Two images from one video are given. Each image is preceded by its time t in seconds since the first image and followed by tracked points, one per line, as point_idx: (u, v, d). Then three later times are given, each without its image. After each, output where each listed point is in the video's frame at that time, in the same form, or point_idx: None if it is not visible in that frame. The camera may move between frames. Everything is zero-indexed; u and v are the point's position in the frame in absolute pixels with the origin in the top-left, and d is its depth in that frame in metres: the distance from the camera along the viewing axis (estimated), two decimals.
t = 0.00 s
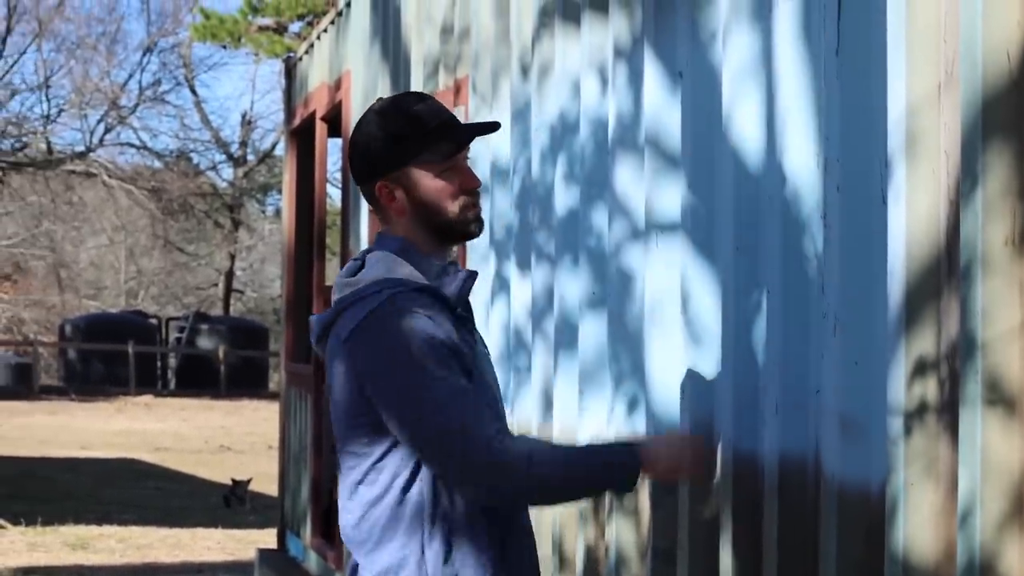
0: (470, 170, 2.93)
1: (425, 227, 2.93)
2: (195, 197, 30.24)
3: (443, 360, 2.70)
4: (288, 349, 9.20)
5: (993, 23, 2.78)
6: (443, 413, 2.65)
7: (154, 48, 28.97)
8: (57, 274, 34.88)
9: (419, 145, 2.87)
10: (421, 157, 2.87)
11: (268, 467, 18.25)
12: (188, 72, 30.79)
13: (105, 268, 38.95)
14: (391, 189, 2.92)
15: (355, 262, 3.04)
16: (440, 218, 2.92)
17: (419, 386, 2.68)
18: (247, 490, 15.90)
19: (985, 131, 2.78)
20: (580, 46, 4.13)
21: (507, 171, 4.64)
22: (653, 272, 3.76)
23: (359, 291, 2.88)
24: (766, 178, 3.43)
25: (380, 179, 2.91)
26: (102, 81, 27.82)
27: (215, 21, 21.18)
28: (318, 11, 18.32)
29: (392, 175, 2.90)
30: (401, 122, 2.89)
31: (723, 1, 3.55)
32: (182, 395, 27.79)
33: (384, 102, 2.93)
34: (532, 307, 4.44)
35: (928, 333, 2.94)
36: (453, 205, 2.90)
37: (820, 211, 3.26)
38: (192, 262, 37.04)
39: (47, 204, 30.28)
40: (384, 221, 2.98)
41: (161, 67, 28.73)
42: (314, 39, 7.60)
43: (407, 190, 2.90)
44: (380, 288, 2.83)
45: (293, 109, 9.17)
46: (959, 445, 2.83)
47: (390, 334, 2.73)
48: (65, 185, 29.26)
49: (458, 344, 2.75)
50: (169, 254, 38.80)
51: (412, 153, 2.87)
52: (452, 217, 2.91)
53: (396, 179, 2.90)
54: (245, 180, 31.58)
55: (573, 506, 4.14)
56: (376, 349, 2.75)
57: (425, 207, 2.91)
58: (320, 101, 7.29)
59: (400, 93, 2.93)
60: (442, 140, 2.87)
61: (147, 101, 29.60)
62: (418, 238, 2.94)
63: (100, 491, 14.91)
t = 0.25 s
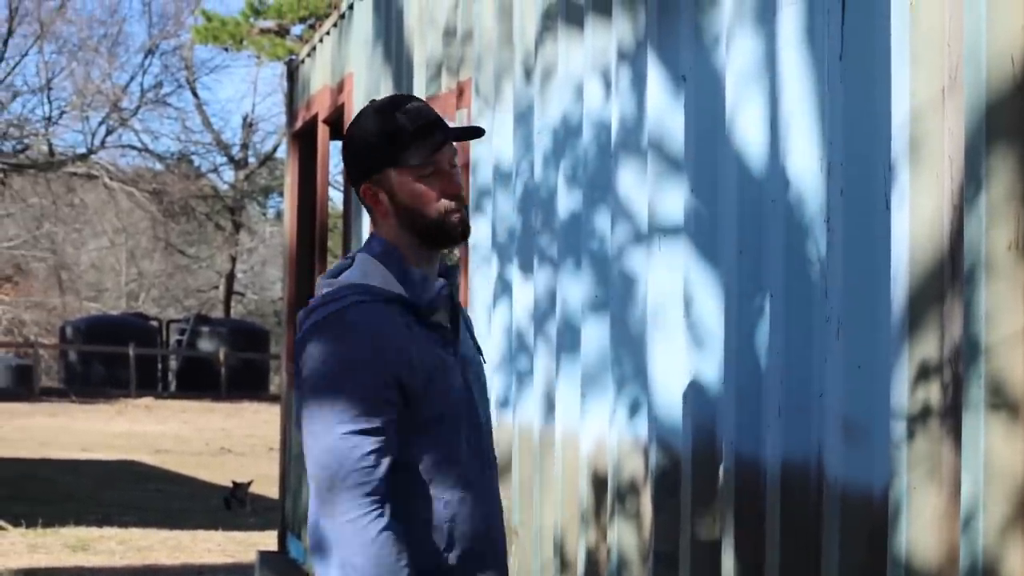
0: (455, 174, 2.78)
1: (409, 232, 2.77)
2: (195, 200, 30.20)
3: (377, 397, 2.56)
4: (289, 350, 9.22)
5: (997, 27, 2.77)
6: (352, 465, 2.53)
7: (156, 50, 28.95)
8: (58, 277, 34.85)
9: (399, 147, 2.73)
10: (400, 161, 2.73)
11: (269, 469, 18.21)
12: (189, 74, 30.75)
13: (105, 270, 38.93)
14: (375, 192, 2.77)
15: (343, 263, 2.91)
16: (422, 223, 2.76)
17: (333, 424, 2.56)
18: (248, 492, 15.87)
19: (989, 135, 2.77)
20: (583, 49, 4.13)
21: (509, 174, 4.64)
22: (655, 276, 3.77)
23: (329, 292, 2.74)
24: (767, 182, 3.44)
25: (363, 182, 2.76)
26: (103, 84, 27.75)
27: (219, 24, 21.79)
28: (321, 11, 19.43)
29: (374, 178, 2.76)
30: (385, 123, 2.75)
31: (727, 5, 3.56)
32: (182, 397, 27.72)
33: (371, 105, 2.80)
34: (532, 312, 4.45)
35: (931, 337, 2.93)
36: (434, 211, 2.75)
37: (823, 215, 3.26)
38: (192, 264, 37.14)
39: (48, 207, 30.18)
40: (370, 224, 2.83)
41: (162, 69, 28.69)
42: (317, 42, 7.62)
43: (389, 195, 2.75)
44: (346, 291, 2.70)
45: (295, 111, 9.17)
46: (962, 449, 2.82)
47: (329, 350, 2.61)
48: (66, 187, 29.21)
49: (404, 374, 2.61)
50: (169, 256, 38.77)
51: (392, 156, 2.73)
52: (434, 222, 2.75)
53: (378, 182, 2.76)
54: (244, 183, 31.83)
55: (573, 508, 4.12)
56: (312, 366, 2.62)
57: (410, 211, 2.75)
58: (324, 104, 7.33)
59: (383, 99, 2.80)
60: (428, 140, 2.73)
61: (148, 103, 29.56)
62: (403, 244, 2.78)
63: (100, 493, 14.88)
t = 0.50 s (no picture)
0: (405, 184, 2.87)
1: (357, 238, 2.89)
2: (200, 199, 30.16)
3: (317, 405, 2.68)
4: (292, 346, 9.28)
5: (1002, 31, 2.75)
6: (291, 469, 2.66)
7: (162, 48, 28.87)
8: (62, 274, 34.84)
9: (349, 155, 2.84)
10: (349, 167, 2.84)
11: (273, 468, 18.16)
12: (195, 72, 30.66)
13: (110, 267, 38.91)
14: (329, 193, 2.91)
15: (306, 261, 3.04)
16: (369, 228, 2.87)
17: (272, 432, 2.68)
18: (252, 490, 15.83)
19: (995, 138, 2.76)
20: (589, 50, 4.13)
21: (515, 174, 4.64)
22: (661, 276, 3.77)
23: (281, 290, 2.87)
24: (773, 183, 3.43)
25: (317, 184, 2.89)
26: (108, 81, 27.62)
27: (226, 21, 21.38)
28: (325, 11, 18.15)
29: (328, 181, 2.88)
30: (339, 130, 2.87)
31: (733, 6, 3.56)
32: (185, 395, 27.63)
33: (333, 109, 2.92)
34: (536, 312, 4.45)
35: (936, 340, 2.92)
36: (380, 218, 2.85)
37: (829, 216, 3.25)
38: (197, 262, 37.17)
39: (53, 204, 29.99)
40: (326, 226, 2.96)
41: (168, 66, 28.62)
42: (323, 39, 7.67)
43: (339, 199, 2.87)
44: (283, 297, 2.81)
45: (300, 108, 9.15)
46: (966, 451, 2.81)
47: (263, 356, 2.71)
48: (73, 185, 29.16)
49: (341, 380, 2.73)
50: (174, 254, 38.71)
51: (343, 161, 2.84)
52: (379, 229, 2.86)
53: (331, 185, 2.88)
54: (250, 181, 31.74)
55: (576, 508, 4.12)
56: (248, 374, 2.73)
57: (356, 216, 2.88)
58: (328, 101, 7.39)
59: (344, 103, 2.91)
60: (374, 151, 2.82)
61: (155, 101, 29.48)
62: (351, 247, 2.90)
63: (103, 489, 14.87)
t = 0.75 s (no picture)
0: (354, 192, 2.96)
1: (313, 244, 3.01)
2: (229, 198, 30.35)
3: (267, 419, 2.78)
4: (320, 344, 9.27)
5: None
6: (243, 479, 2.77)
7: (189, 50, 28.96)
8: (90, 273, 35.05)
9: (300, 163, 2.93)
10: (301, 175, 2.93)
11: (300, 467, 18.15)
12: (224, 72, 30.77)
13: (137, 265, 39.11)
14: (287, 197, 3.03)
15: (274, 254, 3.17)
16: (321, 234, 2.98)
17: (223, 443, 2.79)
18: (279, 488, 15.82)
19: None
20: (619, 49, 4.13)
21: (544, 172, 4.63)
22: (692, 276, 3.77)
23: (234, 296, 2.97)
24: (805, 183, 3.42)
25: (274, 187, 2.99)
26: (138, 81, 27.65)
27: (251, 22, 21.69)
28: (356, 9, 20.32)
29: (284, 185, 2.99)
30: (290, 137, 2.94)
31: (764, 6, 3.55)
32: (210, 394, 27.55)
33: (288, 112, 2.99)
34: (565, 312, 4.45)
35: (969, 340, 2.88)
36: (329, 226, 2.96)
37: (861, 216, 3.23)
38: (224, 262, 37.32)
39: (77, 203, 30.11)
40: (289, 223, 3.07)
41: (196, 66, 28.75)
42: (352, 39, 7.69)
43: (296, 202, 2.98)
44: (237, 303, 2.91)
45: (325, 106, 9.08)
46: (999, 451, 2.78)
47: (214, 368, 2.81)
48: (101, 184, 29.37)
49: (293, 392, 2.82)
50: (203, 253, 38.82)
51: (298, 169, 2.93)
52: (331, 237, 2.97)
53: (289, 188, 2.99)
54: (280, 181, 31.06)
55: (608, 508, 4.12)
56: (200, 383, 2.83)
57: (310, 223, 2.99)
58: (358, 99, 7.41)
59: (298, 106, 2.97)
60: (321, 162, 2.90)
61: (184, 100, 29.62)
62: (309, 252, 3.01)
63: (133, 488, 14.91)
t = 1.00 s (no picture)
0: (334, 186, 3.02)
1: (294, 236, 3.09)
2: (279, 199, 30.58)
3: (239, 413, 2.92)
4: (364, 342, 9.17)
5: None
6: (211, 472, 2.91)
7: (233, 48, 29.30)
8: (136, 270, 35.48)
9: (276, 158, 2.99)
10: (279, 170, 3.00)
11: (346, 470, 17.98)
12: (271, 72, 30.90)
13: (185, 265, 39.45)
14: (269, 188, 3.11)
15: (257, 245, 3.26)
16: (300, 227, 3.05)
17: (193, 433, 2.94)
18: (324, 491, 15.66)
19: None
20: (666, 49, 4.13)
21: (591, 172, 4.63)
22: (740, 275, 3.76)
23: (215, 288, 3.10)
24: (853, 182, 3.38)
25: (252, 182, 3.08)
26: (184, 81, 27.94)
27: (295, 22, 21.31)
28: (398, 10, 19.77)
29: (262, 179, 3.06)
30: (270, 132, 3.01)
31: (813, 5, 3.53)
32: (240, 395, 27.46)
33: (267, 104, 3.06)
34: (613, 312, 4.44)
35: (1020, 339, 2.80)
36: (307, 219, 3.03)
37: (910, 213, 3.17)
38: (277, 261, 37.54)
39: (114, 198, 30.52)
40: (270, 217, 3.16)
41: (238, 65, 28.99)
42: (399, 37, 7.69)
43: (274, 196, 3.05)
44: (216, 294, 3.04)
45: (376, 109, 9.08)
46: None
47: (190, 359, 2.96)
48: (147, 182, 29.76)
49: (268, 386, 2.95)
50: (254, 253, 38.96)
51: (275, 163, 2.99)
52: (312, 231, 3.04)
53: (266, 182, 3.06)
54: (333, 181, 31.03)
55: (655, 508, 4.11)
56: (177, 373, 2.98)
57: (290, 215, 3.07)
58: (404, 101, 7.42)
59: (279, 100, 3.05)
60: (300, 159, 2.96)
61: (229, 100, 29.82)
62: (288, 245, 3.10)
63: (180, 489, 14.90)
